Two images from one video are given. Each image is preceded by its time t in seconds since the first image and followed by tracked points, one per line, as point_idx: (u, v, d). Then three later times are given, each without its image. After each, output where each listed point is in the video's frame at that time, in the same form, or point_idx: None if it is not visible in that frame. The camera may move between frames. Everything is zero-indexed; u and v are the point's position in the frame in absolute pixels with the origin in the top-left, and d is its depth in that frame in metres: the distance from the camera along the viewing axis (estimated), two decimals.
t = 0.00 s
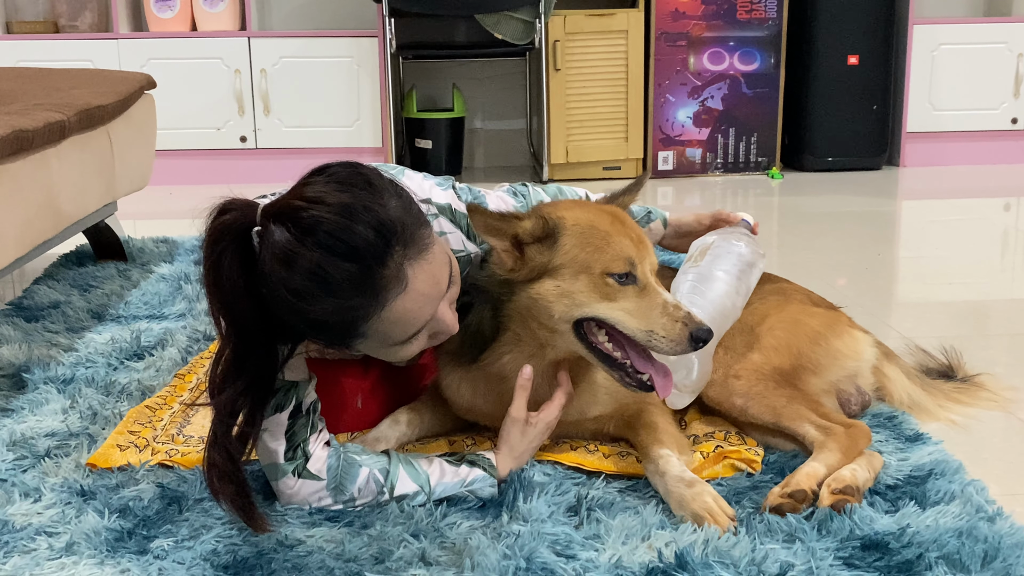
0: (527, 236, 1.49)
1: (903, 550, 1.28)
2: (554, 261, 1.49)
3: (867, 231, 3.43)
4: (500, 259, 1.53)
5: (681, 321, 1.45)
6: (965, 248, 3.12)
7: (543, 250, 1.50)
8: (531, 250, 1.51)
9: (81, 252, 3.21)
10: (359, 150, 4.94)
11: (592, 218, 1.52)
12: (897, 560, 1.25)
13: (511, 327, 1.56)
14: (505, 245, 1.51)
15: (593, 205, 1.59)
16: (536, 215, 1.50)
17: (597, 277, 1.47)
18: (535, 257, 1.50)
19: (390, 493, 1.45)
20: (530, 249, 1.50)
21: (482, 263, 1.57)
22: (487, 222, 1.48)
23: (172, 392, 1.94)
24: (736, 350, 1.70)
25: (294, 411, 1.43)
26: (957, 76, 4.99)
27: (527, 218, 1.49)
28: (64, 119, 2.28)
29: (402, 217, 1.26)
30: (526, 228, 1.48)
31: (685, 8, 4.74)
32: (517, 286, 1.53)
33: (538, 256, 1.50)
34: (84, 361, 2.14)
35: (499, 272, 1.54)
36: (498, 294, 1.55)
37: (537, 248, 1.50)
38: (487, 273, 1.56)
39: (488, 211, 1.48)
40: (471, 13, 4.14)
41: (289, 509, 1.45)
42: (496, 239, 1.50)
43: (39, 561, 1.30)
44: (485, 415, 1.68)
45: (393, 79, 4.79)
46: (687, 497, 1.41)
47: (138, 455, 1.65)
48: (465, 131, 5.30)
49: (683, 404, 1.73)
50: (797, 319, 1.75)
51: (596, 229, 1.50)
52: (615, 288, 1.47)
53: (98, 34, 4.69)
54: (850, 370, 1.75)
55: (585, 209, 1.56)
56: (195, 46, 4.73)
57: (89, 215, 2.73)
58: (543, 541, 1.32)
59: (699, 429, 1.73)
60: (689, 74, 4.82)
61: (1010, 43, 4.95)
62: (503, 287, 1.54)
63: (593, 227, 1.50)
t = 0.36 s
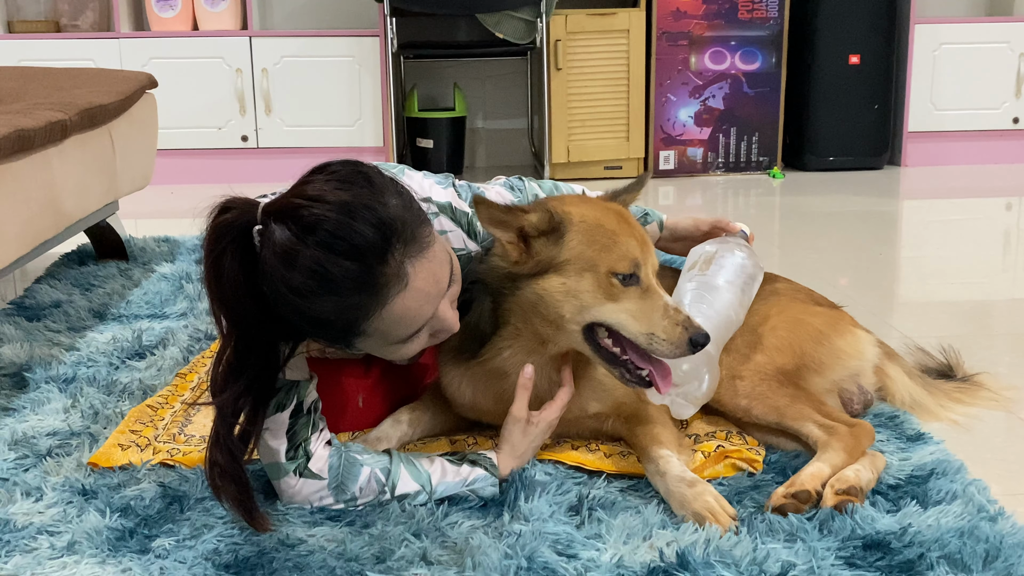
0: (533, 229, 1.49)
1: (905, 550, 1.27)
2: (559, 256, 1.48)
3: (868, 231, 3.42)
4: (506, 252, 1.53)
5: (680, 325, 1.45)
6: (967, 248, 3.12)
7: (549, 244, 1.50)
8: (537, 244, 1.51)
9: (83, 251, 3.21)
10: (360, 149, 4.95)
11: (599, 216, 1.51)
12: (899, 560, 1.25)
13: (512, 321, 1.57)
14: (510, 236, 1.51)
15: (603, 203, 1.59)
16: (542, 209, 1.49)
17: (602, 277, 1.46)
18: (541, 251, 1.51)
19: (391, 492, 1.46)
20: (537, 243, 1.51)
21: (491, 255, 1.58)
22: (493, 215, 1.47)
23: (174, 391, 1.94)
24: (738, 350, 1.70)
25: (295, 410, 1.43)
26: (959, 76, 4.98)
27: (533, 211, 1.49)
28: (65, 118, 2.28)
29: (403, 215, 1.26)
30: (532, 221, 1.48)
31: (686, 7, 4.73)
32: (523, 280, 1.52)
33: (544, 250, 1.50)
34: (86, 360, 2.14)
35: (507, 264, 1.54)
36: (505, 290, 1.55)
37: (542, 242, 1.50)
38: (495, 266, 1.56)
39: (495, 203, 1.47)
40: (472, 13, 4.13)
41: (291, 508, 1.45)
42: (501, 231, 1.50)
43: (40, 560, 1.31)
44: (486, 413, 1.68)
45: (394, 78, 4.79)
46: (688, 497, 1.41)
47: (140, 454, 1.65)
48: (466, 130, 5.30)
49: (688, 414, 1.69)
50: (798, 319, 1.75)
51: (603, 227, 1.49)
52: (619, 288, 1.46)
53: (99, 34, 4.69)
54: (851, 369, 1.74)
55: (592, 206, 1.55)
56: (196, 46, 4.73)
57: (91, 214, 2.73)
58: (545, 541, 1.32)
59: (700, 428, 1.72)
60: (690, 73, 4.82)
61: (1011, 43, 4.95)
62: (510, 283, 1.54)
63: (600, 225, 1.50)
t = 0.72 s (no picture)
0: (579, 233, 1.48)
1: (905, 549, 1.27)
2: (596, 263, 1.49)
3: (868, 231, 3.42)
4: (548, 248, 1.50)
5: (688, 343, 1.54)
6: (967, 248, 3.12)
7: (590, 248, 1.49)
8: (578, 245, 1.50)
9: (84, 251, 3.22)
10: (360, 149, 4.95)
11: (634, 227, 1.54)
12: (898, 560, 1.25)
13: (527, 309, 1.57)
14: (555, 233, 1.49)
15: (630, 211, 1.61)
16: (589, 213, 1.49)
17: (633, 291, 1.50)
18: (581, 254, 1.50)
19: (391, 492, 1.46)
20: (578, 244, 1.50)
21: (519, 246, 1.57)
22: (547, 207, 1.46)
23: (174, 390, 1.94)
24: (738, 349, 1.70)
25: (296, 410, 1.43)
26: (959, 76, 4.98)
27: (582, 214, 1.48)
28: (66, 118, 2.28)
29: (406, 213, 1.26)
30: (579, 224, 1.47)
31: (686, 7, 4.73)
32: (554, 280, 1.53)
33: (583, 253, 1.50)
34: (86, 359, 2.14)
35: (541, 260, 1.53)
36: (529, 282, 1.56)
37: (581, 245, 1.50)
38: (520, 257, 1.56)
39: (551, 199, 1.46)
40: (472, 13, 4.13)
41: (291, 508, 1.46)
42: (546, 225, 1.48)
43: (40, 560, 1.31)
44: (486, 404, 1.68)
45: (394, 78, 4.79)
46: (689, 496, 1.41)
47: (140, 453, 1.65)
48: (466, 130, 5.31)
49: (686, 415, 1.71)
50: (798, 317, 1.75)
51: (639, 240, 1.52)
52: (643, 303, 1.51)
53: (100, 34, 4.69)
54: (852, 368, 1.74)
55: (626, 215, 1.57)
56: (196, 46, 4.73)
57: (92, 214, 2.74)
58: (545, 539, 1.32)
59: (700, 428, 1.72)
60: (691, 73, 4.81)
61: (1012, 43, 4.95)
62: (541, 279, 1.55)
63: (635, 237, 1.52)
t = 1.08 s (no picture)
0: (593, 223, 1.50)
1: (905, 549, 1.27)
2: (611, 253, 1.52)
3: (869, 230, 3.41)
4: (563, 239, 1.52)
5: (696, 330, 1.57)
6: (967, 247, 3.11)
7: (602, 238, 1.52)
8: (591, 235, 1.52)
9: (84, 250, 3.22)
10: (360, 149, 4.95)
11: (642, 219, 1.58)
12: (899, 560, 1.25)
13: (536, 301, 1.57)
14: (570, 224, 1.51)
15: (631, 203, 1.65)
16: (600, 203, 1.52)
17: (647, 279, 1.53)
18: (595, 244, 1.52)
19: (391, 491, 1.46)
20: (591, 235, 1.52)
21: (529, 238, 1.57)
22: (561, 199, 1.49)
23: (174, 390, 1.94)
24: (738, 349, 1.70)
25: (296, 409, 1.43)
26: (959, 76, 4.98)
27: (594, 205, 1.51)
28: (65, 117, 2.28)
29: (405, 212, 1.26)
30: (593, 215, 1.50)
31: (687, 7, 4.72)
32: (566, 271, 1.54)
33: (597, 244, 1.52)
34: (86, 359, 2.14)
35: (556, 251, 1.54)
36: (539, 273, 1.56)
37: (595, 236, 1.52)
38: (530, 249, 1.57)
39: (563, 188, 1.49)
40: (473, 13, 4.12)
41: (290, 508, 1.46)
42: (559, 216, 1.51)
43: (40, 560, 1.31)
44: (487, 400, 1.66)
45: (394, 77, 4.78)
46: (689, 496, 1.41)
47: (140, 453, 1.65)
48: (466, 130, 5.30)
49: (686, 415, 1.72)
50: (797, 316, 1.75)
51: (648, 231, 1.56)
52: (656, 291, 1.54)
53: (100, 33, 4.69)
54: (852, 367, 1.74)
55: (629, 206, 1.61)
56: (196, 45, 4.73)
57: (92, 214, 2.73)
58: (545, 539, 1.32)
59: (700, 427, 1.72)
60: (691, 72, 4.81)
61: (1012, 42, 4.95)
62: (554, 270, 1.55)
63: (644, 229, 1.56)
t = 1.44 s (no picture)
0: (588, 220, 1.51)
1: (905, 548, 1.27)
2: (610, 248, 1.52)
3: (869, 230, 3.41)
4: (561, 240, 1.52)
5: (702, 317, 1.57)
6: (968, 247, 3.11)
7: (600, 234, 1.52)
8: (588, 233, 1.53)
9: (83, 250, 3.22)
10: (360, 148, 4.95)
11: (639, 214, 1.59)
12: (899, 560, 1.25)
13: (537, 300, 1.58)
14: (565, 225, 1.52)
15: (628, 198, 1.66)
16: (593, 202, 1.54)
17: (648, 272, 1.54)
18: (593, 240, 1.53)
19: (391, 491, 1.45)
20: (589, 232, 1.53)
21: (527, 240, 1.58)
22: (552, 200, 1.51)
23: (173, 390, 1.94)
24: (737, 349, 1.70)
25: (297, 410, 1.42)
26: (958, 76, 4.98)
27: (587, 204, 1.52)
28: (65, 117, 2.27)
29: (417, 209, 1.26)
30: (585, 214, 1.51)
31: (687, 6, 4.73)
32: (566, 270, 1.54)
33: (595, 240, 1.53)
34: (86, 359, 2.14)
35: (555, 252, 1.54)
36: (539, 275, 1.57)
37: (593, 233, 1.53)
38: (529, 251, 1.58)
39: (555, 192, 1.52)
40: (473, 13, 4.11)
41: (289, 508, 1.46)
42: (552, 219, 1.52)
43: (40, 560, 1.31)
44: (489, 399, 1.66)
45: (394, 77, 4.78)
46: (688, 496, 1.41)
47: (140, 453, 1.65)
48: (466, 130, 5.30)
49: (684, 416, 1.72)
50: (796, 315, 1.75)
51: (647, 225, 1.57)
52: (659, 283, 1.55)
53: (99, 33, 4.68)
54: (851, 366, 1.74)
55: (626, 201, 1.61)
56: (196, 45, 4.73)
57: (91, 214, 2.73)
58: (544, 538, 1.32)
59: (700, 426, 1.72)
60: (691, 72, 4.81)
61: (1012, 42, 4.95)
62: (554, 271, 1.56)
63: (643, 223, 1.56)
